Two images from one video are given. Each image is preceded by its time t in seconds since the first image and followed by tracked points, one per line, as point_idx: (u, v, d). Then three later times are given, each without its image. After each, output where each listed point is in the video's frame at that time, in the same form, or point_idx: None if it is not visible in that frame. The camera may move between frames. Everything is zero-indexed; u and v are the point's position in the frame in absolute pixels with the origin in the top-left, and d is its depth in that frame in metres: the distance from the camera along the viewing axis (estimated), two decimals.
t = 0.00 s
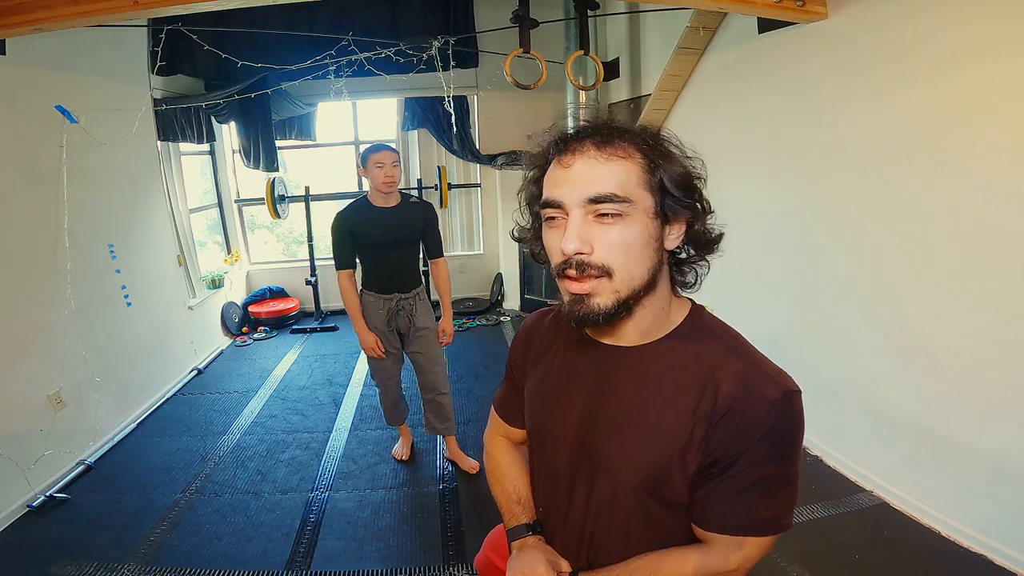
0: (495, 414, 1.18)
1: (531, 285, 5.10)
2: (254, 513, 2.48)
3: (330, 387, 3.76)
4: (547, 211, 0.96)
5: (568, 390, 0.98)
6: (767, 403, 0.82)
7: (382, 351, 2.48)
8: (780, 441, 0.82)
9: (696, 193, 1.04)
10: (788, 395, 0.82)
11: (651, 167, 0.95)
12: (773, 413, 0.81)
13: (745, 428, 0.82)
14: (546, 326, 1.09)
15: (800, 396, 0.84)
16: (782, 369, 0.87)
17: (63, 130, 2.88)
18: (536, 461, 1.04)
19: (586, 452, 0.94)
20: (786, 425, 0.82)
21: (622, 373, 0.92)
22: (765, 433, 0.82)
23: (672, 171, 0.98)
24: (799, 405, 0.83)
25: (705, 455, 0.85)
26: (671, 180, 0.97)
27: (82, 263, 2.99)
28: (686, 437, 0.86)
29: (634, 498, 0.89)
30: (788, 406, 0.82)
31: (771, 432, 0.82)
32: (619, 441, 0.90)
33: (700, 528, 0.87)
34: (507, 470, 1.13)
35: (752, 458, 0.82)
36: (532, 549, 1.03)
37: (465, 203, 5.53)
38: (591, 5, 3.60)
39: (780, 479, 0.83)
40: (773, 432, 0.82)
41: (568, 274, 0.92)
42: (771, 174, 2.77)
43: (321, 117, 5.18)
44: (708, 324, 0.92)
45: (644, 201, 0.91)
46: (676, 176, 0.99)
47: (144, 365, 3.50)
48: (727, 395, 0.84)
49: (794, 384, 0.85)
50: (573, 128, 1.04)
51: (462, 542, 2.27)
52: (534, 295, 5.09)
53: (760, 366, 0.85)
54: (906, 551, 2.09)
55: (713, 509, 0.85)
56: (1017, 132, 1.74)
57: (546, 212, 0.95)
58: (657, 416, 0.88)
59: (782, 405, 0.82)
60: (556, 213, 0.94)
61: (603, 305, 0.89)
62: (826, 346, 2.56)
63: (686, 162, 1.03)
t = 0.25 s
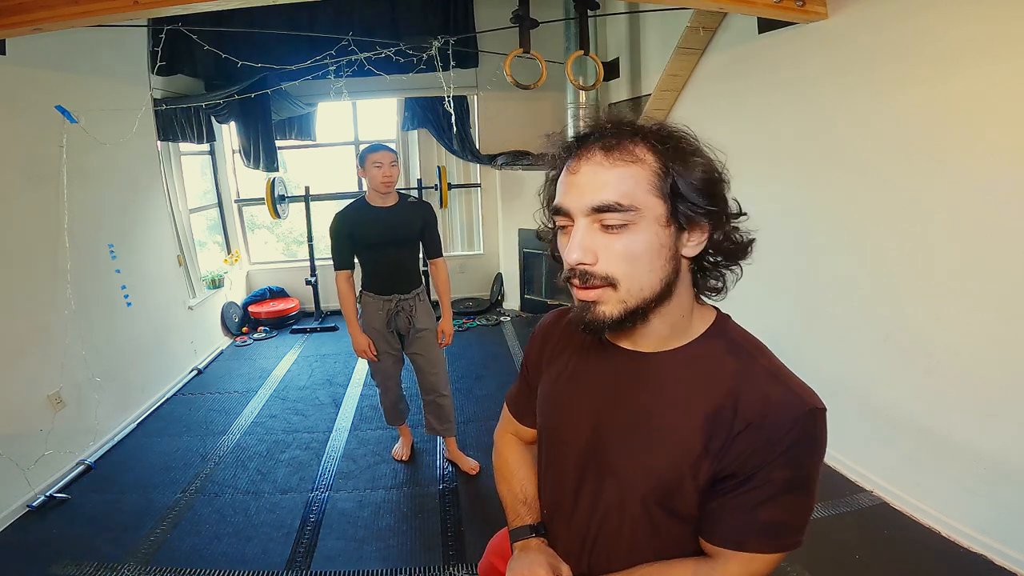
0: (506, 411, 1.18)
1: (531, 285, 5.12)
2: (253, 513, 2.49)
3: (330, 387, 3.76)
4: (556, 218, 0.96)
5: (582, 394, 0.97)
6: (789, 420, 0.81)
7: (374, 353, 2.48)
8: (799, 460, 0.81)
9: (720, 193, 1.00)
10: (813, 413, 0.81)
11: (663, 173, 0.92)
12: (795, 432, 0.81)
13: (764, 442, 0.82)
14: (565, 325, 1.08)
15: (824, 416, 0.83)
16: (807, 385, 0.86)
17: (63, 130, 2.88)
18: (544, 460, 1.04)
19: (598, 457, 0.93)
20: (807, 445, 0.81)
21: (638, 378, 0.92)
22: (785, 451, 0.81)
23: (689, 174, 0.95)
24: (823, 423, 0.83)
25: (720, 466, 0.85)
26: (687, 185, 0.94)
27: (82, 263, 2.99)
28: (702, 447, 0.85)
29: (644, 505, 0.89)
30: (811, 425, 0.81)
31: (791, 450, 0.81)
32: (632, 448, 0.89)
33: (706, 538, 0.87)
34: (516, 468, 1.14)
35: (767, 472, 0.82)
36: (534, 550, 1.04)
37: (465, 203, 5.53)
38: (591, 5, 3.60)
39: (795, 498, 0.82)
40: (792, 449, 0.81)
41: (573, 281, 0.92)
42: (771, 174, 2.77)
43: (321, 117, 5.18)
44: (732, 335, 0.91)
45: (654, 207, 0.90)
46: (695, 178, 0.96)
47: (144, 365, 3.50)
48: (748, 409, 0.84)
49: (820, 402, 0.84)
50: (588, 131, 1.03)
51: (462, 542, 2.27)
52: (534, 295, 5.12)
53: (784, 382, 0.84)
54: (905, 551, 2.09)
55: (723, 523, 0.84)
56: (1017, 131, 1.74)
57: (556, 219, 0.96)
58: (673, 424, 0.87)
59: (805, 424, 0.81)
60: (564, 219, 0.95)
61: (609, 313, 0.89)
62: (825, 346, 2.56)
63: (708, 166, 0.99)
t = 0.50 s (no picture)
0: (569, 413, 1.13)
1: (531, 285, 5.14)
2: (254, 513, 2.49)
3: (330, 387, 3.76)
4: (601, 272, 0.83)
5: (620, 404, 0.91)
6: (834, 453, 0.69)
7: (372, 353, 2.49)
8: (841, 501, 0.68)
9: (790, 222, 0.88)
10: (869, 452, 0.69)
11: (724, 219, 0.79)
12: (838, 465, 0.68)
13: (799, 474, 0.70)
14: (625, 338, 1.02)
15: (886, 457, 0.70)
16: (874, 425, 0.73)
17: (63, 130, 2.88)
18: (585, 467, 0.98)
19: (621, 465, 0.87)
20: (852, 484, 0.68)
21: (675, 394, 0.85)
22: (824, 487, 0.68)
23: (753, 208, 0.83)
24: (881, 464, 0.70)
25: (749, 495, 0.75)
26: (749, 224, 0.81)
27: (82, 263, 2.99)
28: (731, 471, 0.76)
29: (657, 525, 0.80)
30: (860, 461, 0.68)
31: (832, 487, 0.68)
32: (655, 458, 0.83)
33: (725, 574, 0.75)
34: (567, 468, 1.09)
35: (800, 510, 0.69)
36: (566, 548, 0.99)
37: (465, 203, 5.53)
38: (591, 5, 3.61)
39: (834, 546, 0.69)
40: (832, 487, 0.68)
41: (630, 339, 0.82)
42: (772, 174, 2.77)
43: (321, 117, 5.18)
44: (792, 361, 0.80)
45: (720, 260, 0.77)
46: (761, 212, 0.83)
47: (144, 365, 3.50)
48: (787, 436, 0.73)
49: (886, 446, 0.71)
50: (632, 157, 0.88)
51: (462, 542, 2.27)
52: (534, 295, 5.14)
53: (841, 415, 0.72)
54: (905, 550, 2.10)
55: (739, 556, 0.73)
56: (1017, 131, 1.74)
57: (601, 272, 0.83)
58: (704, 442, 0.79)
59: (854, 459, 0.68)
60: (613, 275, 0.81)
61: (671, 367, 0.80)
62: (826, 346, 2.56)
63: (769, 194, 0.86)
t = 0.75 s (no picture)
0: (563, 415, 1.13)
1: (531, 285, 5.14)
2: (254, 513, 2.49)
3: (330, 387, 3.76)
4: (621, 251, 0.83)
5: (615, 404, 0.91)
6: (828, 451, 0.69)
7: (371, 353, 2.49)
8: (836, 499, 0.68)
9: (801, 226, 0.91)
10: (863, 450, 0.69)
11: (753, 207, 0.81)
12: (832, 463, 0.68)
13: (794, 473, 0.70)
14: (620, 338, 1.02)
15: (881, 454, 0.70)
16: (869, 423, 0.73)
17: (62, 130, 2.88)
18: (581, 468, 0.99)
19: (618, 465, 0.87)
20: (847, 482, 0.68)
21: (671, 394, 0.85)
22: (818, 484, 0.68)
23: (776, 206, 0.85)
24: (875, 462, 0.69)
25: (746, 494, 0.75)
26: (772, 216, 0.84)
27: (82, 263, 2.99)
28: (726, 470, 0.76)
29: (654, 524, 0.80)
30: (853, 459, 0.68)
31: (827, 485, 0.68)
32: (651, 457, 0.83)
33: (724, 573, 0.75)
34: (564, 469, 1.09)
35: (796, 509, 0.69)
36: (565, 549, 0.99)
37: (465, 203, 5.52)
38: (591, 5, 3.61)
39: (830, 544, 0.69)
40: (827, 485, 0.68)
41: (644, 325, 0.81)
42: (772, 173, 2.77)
43: (321, 116, 5.18)
44: (787, 360, 0.80)
45: (743, 249, 0.79)
46: (781, 211, 0.85)
47: (144, 365, 3.50)
48: (782, 435, 0.73)
49: (880, 443, 0.70)
50: (664, 143, 0.89)
51: (462, 542, 2.27)
52: (534, 295, 5.14)
53: (836, 413, 0.72)
54: (905, 550, 2.10)
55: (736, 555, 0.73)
56: (1017, 131, 1.74)
57: (621, 251, 0.83)
58: (700, 441, 0.79)
59: (849, 457, 0.68)
60: (634, 255, 0.82)
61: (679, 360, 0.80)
62: (826, 346, 2.56)
63: (791, 193, 0.88)
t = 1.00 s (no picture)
0: (555, 415, 1.13)
1: (531, 285, 5.13)
2: (254, 513, 2.49)
3: (330, 387, 3.76)
4: (626, 247, 0.83)
5: (612, 402, 0.91)
6: (826, 448, 0.69)
7: (371, 353, 2.49)
8: (835, 495, 0.68)
9: (802, 226, 0.91)
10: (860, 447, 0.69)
11: (758, 207, 0.81)
12: (831, 459, 0.69)
13: (794, 470, 0.70)
14: (615, 338, 1.02)
15: (876, 450, 0.71)
16: (863, 420, 0.73)
17: (63, 130, 2.88)
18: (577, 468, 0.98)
19: (616, 465, 0.86)
20: (846, 479, 0.68)
21: (668, 393, 0.85)
22: (818, 480, 0.69)
23: (779, 206, 0.85)
24: (871, 459, 0.70)
25: (745, 492, 0.75)
26: (775, 217, 0.84)
27: (82, 263, 2.99)
28: (725, 469, 0.76)
29: (654, 524, 0.80)
30: (852, 455, 0.69)
31: (826, 482, 0.68)
32: (650, 456, 0.83)
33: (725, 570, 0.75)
34: (558, 470, 1.09)
35: (797, 506, 0.69)
36: (563, 551, 0.98)
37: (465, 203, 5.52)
38: (591, 5, 3.61)
39: (829, 540, 0.69)
40: (827, 482, 0.68)
41: (646, 323, 0.81)
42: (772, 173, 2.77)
43: (321, 116, 5.18)
44: (783, 359, 0.80)
45: (747, 249, 0.80)
46: (783, 211, 0.86)
47: (144, 365, 3.50)
48: (780, 433, 0.73)
49: (874, 440, 0.71)
50: (671, 141, 0.89)
51: (462, 542, 2.27)
52: (534, 295, 5.13)
53: (832, 411, 0.72)
54: (905, 551, 2.09)
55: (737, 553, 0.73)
56: (1017, 131, 1.74)
57: (625, 247, 0.83)
58: (699, 440, 0.79)
59: (847, 453, 0.69)
60: (639, 252, 0.82)
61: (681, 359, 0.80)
62: (826, 346, 2.56)
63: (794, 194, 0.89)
